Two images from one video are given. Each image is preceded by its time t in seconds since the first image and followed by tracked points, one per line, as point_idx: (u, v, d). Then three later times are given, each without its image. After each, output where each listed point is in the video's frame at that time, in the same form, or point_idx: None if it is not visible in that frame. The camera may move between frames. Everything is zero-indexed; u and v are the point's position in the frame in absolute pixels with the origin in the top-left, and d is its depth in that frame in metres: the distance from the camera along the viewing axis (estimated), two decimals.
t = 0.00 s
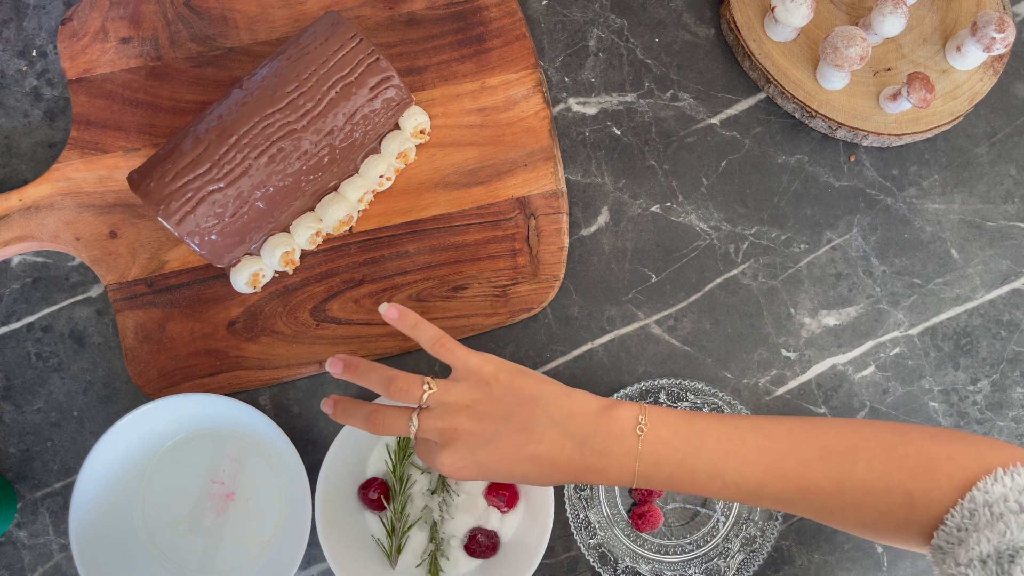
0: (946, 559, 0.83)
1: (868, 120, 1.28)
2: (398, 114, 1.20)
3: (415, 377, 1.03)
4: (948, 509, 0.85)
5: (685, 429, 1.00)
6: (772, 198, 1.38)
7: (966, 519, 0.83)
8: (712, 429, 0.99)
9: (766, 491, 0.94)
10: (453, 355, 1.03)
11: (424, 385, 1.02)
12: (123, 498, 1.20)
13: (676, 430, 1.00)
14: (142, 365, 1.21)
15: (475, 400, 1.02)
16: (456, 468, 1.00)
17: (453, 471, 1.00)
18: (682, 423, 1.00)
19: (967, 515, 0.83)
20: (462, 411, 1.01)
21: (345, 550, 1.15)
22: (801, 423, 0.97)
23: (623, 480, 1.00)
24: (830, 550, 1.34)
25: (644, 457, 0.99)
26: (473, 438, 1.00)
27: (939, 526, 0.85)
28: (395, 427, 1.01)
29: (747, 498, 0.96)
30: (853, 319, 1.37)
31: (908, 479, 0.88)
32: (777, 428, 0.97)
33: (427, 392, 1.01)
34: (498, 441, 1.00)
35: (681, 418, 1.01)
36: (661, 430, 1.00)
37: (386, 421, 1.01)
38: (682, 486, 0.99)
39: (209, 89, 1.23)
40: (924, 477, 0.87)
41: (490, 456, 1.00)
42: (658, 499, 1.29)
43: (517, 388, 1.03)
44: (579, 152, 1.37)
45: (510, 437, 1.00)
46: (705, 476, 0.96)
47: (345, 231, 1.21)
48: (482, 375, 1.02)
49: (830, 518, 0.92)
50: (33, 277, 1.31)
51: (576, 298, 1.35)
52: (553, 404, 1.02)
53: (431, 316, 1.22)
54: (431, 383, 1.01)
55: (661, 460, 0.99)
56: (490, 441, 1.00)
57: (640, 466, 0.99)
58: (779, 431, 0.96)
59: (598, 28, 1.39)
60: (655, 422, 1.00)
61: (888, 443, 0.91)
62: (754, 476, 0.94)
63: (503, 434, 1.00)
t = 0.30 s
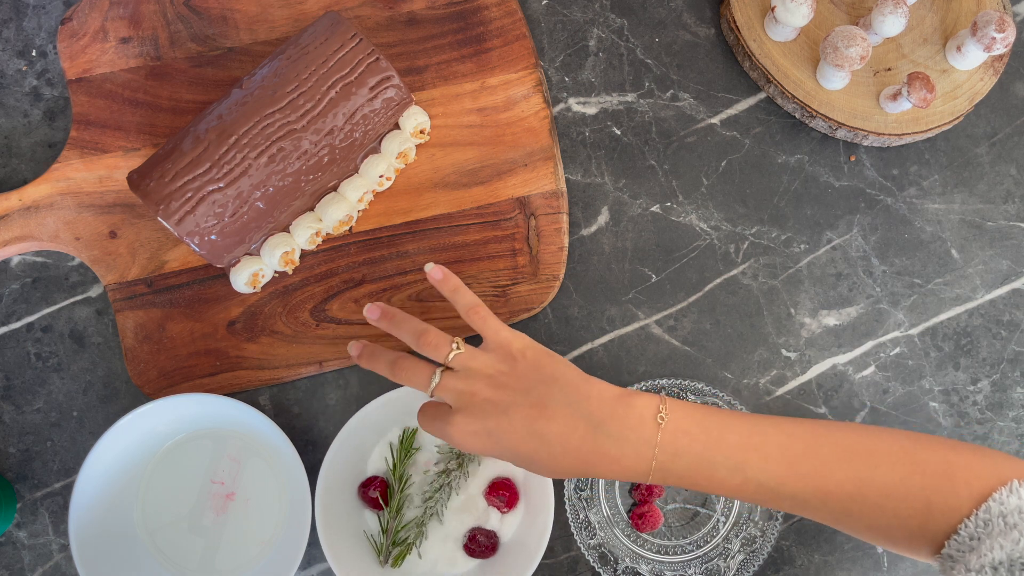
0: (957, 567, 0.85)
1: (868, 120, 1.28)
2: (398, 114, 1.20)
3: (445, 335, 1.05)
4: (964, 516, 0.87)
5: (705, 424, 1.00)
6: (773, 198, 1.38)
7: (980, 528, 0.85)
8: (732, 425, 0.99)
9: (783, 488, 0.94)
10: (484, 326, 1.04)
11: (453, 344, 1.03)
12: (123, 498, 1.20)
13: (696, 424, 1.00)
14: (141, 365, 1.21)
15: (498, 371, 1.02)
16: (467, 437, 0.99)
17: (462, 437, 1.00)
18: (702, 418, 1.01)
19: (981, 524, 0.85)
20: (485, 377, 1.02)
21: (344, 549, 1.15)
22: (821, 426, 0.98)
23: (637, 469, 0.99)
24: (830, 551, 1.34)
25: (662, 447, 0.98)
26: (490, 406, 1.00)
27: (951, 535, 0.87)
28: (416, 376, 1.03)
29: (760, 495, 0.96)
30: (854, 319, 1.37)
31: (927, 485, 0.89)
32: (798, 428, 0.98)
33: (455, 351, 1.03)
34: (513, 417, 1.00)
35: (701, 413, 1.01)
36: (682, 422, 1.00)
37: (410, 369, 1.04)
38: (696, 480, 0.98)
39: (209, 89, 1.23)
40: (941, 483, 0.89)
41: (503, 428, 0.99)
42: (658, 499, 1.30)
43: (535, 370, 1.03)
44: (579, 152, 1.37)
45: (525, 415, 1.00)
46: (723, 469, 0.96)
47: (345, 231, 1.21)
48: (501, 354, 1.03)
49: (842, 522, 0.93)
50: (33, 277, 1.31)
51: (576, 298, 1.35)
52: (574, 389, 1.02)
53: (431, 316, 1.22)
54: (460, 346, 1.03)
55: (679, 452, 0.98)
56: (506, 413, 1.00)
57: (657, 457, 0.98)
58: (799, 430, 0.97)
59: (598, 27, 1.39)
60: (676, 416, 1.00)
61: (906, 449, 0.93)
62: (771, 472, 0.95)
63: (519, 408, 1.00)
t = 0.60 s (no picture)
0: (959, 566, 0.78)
1: (868, 120, 1.28)
2: (398, 114, 1.20)
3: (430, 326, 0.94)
4: (971, 516, 0.80)
5: (716, 402, 0.88)
6: (773, 198, 1.38)
7: (985, 529, 0.78)
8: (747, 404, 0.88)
9: (799, 474, 0.83)
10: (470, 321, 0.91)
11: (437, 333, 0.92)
12: (123, 498, 1.20)
13: (709, 402, 0.87)
14: (141, 365, 1.21)
15: (490, 352, 0.88)
16: (464, 417, 0.82)
17: (459, 421, 0.82)
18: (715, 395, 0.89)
19: (987, 525, 0.78)
20: (477, 358, 0.87)
21: (344, 548, 1.14)
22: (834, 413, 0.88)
23: (648, 449, 0.86)
24: (831, 551, 1.34)
25: (676, 423, 0.86)
26: (487, 383, 0.84)
27: (955, 535, 0.80)
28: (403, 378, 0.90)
29: (775, 482, 0.84)
30: (853, 319, 1.37)
31: (941, 480, 0.81)
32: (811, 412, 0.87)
33: (439, 338, 0.90)
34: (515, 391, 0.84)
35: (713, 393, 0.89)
36: (695, 397, 0.87)
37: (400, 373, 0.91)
38: (706, 463, 0.86)
39: (209, 89, 1.23)
40: (957, 480, 0.81)
41: (504, 403, 0.83)
42: (658, 499, 1.30)
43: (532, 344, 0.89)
44: (579, 152, 1.37)
45: (527, 387, 0.84)
46: (740, 450, 0.84)
47: (345, 231, 1.21)
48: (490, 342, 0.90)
49: (849, 516, 0.84)
50: (33, 277, 1.31)
51: (576, 298, 1.34)
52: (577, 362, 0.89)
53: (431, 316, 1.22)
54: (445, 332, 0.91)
55: (692, 429, 0.86)
56: (504, 387, 0.84)
57: (670, 434, 0.85)
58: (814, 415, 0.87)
59: (598, 28, 1.39)
60: (689, 391, 0.88)
61: (925, 442, 0.83)
62: (789, 455, 0.84)
63: (521, 381, 0.85)
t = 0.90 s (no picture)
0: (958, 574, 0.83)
1: (868, 120, 1.28)
2: (398, 114, 1.20)
3: (393, 397, 0.91)
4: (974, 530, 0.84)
5: (715, 464, 0.91)
6: (773, 198, 1.38)
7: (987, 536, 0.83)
8: (745, 461, 0.91)
9: (804, 525, 0.87)
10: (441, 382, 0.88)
11: (401, 408, 0.90)
12: (123, 498, 1.20)
13: (709, 465, 0.90)
14: (141, 365, 1.21)
15: (464, 432, 0.89)
16: (444, 515, 0.86)
17: (437, 520, 0.86)
18: (713, 453, 0.92)
19: (988, 533, 0.83)
20: (449, 441, 0.88)
21: (343, 548, 1.14)
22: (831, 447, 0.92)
23: (658, 525, 0.89)
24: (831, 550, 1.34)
25: (678, 498, 0.89)
26: (463, 476, 0.87)
27: (958, 550, 0.85)
28: (372, 454, 0.90)
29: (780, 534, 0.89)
30: (853, 319, 1.37)
31: (941, 501, 0.85)
32: (809, 453, 0.90)
33: (404, 416, 0.89)
34: (498, 483, 0.87)
35: (713, 450, 0.92)
36: (693, 465, 0.90)
37: (366, 448, 0.90)
38: (715, 528, 0.90)
39: (209, 89, 1.23)
40: (955, 498, 0.85)
41: (488, 499, 0.86)
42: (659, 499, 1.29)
43: (516, 422, 0.90)
44: (579, 152, 1.37)
45: (512, 480, 0.87)
46: (745, 515, 0.88)
47: (345, 231, 1.21)
48: (462, 410, 0.90)
49: (862, 551, 0.88)
50: (33, 277, 1.31)
51: (576, 298, 1.34)
52: (570, 438, 0.91)
53: (431, 316, 1.22)
54: (411, 407, 0.90)
55: (695, 500, 0.89)
56: (487, 482, 0.87)
57: (673, 510, 0.89)
58: (812, 455, 0.90)
59: (598, 27, 1.39)
60: (687, 456, 0.91)
61: (921, 467, 0.87)
62: (791, 508, 0.87)
63: (506, 474, 0.87)
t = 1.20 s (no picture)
0: (975, 571, 0.84)
1: (868, 120, 1.28)
2: (398, 114, 1.19)
3: (411, 357, 0.89)
4: (995, 525, 0.85)
5: (740, 425, 0.91)
6: (773, 198, 1.38)
7: (1009, 535, 0.83)
8: (771, 425, 0.91)
9: (824, 496, 0.87)
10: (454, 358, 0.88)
11: (422, 366, 0.88)
12: (123, 498, 1.20)
13: (734, 424, 0.91)
14: (141, 365, 1.21)
15: (488, 385, 0.88)
16: (478, 469, 0.84)
17: (472, 474, 0.84)
18: (735, 414, 0.92)
19: (1011, 533, 0.83)
20: (474, 394, 0.88)
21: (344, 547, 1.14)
22: (859, 422, 0.92)
23: (674, 476, 0.89)
24: (830, 551, 1.34)
25: (700, 449, 0.89)
26: (494, 428, 0.86)
27: (975, 544, 0.85)
28: (392, 416, 0.87)
29: (799, 501, 0.89)
30: (853, 319, 1.37)
31: (966, 493, 0.85)
32: (839, 428, 0.90)
33: (426, 374, 0.87)
34: (527, 431, 0.86)
35: (737, 411, 0.92)
36: (718, 420, 0.91)
37: (383, 413, 0.87)
38: (734, 486, 0.90)
39: (209, 89, 1.23)
40: (981, 491, 0.85)
41: (519, 448, 0.85)
42: (658, 499, 1.30)
43: (540, 372, 0.91)
44: (579, 152, 1.37)
45: (542, 426, 0.86)
46: (765, 476, 0.88)
47: (345, 231, 1.21)
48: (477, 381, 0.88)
49: (876, 529, 0.88)
50: (33, 277, 1.31)
51: (576, 298, 1.35)
52: (595, 388, 0.91)
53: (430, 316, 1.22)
54: (432, 364, 0.88)
55: (717, 455, 0.89)
56: (517, 430, 0.86)
57: (695, 462, 0.89)
58: (841, 429, 0.90)
59: (598, 27, 1.39)
60: (711, 412, 0.91)
61: (952, 456, 0.87)
62: (816, 477, 0.87)
63: (532, 421, 0.87)
